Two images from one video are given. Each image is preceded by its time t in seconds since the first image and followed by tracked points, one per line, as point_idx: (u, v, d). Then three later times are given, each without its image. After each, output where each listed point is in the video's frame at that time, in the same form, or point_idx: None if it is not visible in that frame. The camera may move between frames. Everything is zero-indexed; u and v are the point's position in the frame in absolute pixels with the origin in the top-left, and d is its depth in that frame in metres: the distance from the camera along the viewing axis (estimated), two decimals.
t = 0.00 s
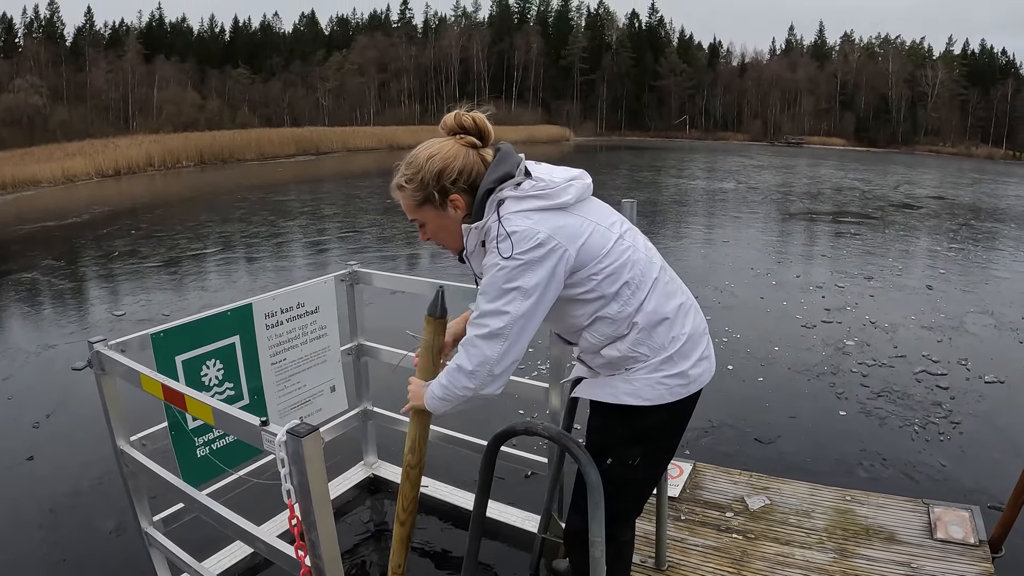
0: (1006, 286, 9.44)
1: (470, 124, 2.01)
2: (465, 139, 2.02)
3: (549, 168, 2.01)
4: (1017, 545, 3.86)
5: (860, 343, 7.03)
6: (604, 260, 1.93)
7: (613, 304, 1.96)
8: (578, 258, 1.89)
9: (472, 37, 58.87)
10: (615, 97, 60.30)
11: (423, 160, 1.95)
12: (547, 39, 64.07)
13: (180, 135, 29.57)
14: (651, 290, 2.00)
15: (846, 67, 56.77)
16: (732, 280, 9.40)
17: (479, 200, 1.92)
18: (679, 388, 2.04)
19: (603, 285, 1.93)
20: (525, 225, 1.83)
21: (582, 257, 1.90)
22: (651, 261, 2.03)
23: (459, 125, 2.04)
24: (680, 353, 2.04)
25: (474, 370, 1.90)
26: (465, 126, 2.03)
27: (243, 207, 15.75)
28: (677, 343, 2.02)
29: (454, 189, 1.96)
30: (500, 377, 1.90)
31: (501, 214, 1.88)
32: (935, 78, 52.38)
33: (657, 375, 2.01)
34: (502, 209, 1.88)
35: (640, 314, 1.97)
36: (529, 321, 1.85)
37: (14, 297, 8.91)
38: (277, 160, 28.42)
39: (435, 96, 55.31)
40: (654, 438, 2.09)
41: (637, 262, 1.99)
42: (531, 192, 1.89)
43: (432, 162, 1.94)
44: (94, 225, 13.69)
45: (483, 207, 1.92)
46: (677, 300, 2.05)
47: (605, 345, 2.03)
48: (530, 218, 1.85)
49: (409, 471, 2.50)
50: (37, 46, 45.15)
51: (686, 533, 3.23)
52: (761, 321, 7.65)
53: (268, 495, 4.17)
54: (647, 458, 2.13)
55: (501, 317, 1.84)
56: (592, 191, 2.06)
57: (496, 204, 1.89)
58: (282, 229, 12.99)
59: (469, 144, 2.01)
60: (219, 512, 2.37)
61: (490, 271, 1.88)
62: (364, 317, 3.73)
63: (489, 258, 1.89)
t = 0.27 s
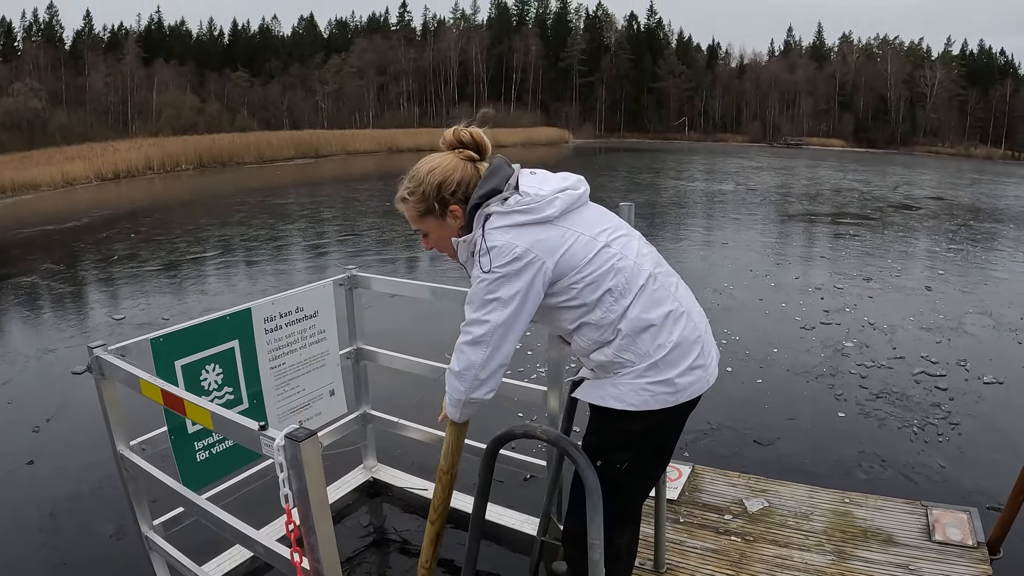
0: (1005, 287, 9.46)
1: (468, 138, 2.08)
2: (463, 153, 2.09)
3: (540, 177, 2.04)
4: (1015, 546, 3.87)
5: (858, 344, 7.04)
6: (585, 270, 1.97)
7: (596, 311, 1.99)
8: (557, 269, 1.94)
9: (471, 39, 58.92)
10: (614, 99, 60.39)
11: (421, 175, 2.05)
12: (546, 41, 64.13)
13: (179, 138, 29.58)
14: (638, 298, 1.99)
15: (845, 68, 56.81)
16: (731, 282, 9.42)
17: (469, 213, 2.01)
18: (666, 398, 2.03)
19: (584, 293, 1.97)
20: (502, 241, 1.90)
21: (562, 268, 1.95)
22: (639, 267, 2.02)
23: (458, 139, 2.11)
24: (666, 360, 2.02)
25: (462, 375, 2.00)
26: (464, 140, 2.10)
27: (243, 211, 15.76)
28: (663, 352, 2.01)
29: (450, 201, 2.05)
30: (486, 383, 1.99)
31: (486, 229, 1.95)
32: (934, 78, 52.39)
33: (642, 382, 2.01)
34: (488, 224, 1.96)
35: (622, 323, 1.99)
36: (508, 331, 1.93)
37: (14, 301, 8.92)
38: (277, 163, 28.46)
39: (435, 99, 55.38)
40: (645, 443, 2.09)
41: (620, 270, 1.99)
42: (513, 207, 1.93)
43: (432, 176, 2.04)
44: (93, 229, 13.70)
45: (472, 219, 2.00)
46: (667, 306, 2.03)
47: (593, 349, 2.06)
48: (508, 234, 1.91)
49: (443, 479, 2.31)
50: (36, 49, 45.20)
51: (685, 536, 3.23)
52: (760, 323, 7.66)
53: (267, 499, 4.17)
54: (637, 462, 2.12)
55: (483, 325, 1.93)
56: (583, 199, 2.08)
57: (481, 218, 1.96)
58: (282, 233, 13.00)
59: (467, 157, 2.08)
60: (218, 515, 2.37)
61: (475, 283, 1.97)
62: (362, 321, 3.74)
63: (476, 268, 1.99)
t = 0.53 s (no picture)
0: (1004, 287, 9.47)
1: (456, 164, 2.18)
2: (451, 179, 2.19)
3: (520, 196, 2.10)
4: (1014, 546, 3.88)
5: (858, 345, 7.04)
6: (568, 281, 2.00)
7: (584, 318, 2.02)
8: (538, 283, 1.99)
9: (469, 41, 58.98)
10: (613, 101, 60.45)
11: (410, 203, 2.16)
12: (545, 43, 64.19)
13: (178, 141, 29.56)
14: (625, 304, 2.01)
15: (844, 69, 56.89)
16: (730, 284, 9.42)
17: (455, 234, 2.08)
18: (661, 398, 2.03)
19: (567, 303, 2.01)
20: (482, 258, 1.97)
21: (544, 279, 1.99)
22: (624, 274, 2.03)
23: (448, 165, 2.21)
24: (658, 363, 2.02)
25: (452, 390, 2.06)
26: (453, 167, 2.21)
27: (242, 213, 15.77)
28: (652, 353, 2.02)
29: (440, 224, 2.14)
30: (476, 396, 2.04)
31: (470, 249, 2.02)
32: (933, 79, 52.43)
33: (632, 385, 2.02)
34: (471, 244, 2.03)
35: (609, 328, 2.01)
36: (491, 345, 1.99)
37: (14, 304, 8.92)
38: (276, 165, 28.47)
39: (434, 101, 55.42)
40: (642, 444, 2.09)
41: (604, 277, 2.02)
42: (494, 225, 1.98)
43: (422, 203, 2.14)
44: (93, 232, 13.70)
45: (458, 240, 2.08)
46: (655, 308, 2.03)
47: (587, 353, 2.09)
48: (490, 251, 1.97)
49: (425, 493, 2.33)
50: (35, 53, 45.22)
51: (683, 537, 3.24)
52: (759, 324, 7.67)
53: (266, 501, 4.17)
54: (632, 464, 2.12)
55: (469, 340, 1.99)
56: (565, 214, 2.12)
57: (465, 238, 2.03)
58: (281, 236, 13.00)
59: (456, 183, 2.18)
60: (218, 518, 2.38)
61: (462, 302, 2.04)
62: (361, 322, 3.75)
63: (463, 287, 2.06)
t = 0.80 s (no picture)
0: (1003, 288, 9.47)
1: (438, 187, 2.18)
2: (436, 202, 2.18)
3: (500, 214, 2.08)
4: (1013, 547, 3.88)
5: (857, 346, 7.05)
6: (550, 293, 2.01)
7: (570, 329, 2.03)
8: (521, 298, 1.99)
9: (469, 43, 59.07)
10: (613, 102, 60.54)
11: (395, 228, 2.15)
12: (544, 45, 64.28)
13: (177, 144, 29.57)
14: (611, 312, 2.02)
15: (843, 70, 56.99)
16: (729, 285, 9.42)
17: (438, 257, 2.07)
18: (653, 400, 2.03)
19: (551, 317, 2.02)
20: (463, 277, 1.97)
21: (527, 292, 2.00)
22: (607, 282, 2.03)
23: (433, 189, 2.21)
24: (648, 365, 2.02)
25: (435, 405, 2.07)
26: (436, 191, 2.20)
27: (241, 216, 15.77)
28: (640, 357, 2.02)
29: (426, 248, 2.13)
30: (459, 411, 2.06)
31: (452, 270, 2.02)
32: (932, 80, 52.51)
33: (622, 391, 2.03)
34: (453, 265, 2.02)
35: (596, 337, 2.02)
36: (473, 362, 1.99)
37: (14, 306, 8.93)
38: (275, 168, 28.48)
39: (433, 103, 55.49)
40: (636, 447, 2.08)
41: (588, 287, 2.02)
42: (475, 246, 1.97)
43: (407, 227, 2.13)
44: (92, 235, 13.71)
45: (442, 261, 2.06)
46: (642, 312, 2.03)
47: (578, 359, 2.10)
48: (471, 271, 1.97)
49: (389, 505, 2.39)
50: (35, 56, 45.29)
51: (681, 539, 3.24)
52: (758, 326, 7.66)
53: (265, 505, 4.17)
54: (624, 466, 2.11)
55: (452, 358, 2.00)
56: (547, 227, 2.11)
57: (448, 261, 2.02)
58: (280, 238, 13.01)
59: (440, 205, 2.16)
60: (215, 521, 2.38)
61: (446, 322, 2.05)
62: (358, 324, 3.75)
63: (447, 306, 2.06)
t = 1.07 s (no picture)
0: (1004, 288, 9.47)
1: (430, 225, 2.18)
2: (429, 238, 2.16)
3: (488, 244, 2.06)
4: (1016, 546, 3.87)
5: (858, 347, 7.04)
6: (542, 318, 2.02)
7: (566, 348, 2.05)
8: (515, 327, 2.00)
9: (468, 45, 59.09)
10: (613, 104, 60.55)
11: (389, 267, 2.15)
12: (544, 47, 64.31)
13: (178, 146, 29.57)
14: (606, 328, 2.04)
15: (842, 71, 57.00)
16: (729, 286, 9.42)
17: (432, 294, 2.06)
18: (655, 404, 2.04)
19: (545, 341, 2.03)
20: (456, 314, 1.98)
21: (520, 321, 2.00)
22: (600, 300, 2.04)
23: (424, 224, 2.21)
24: (648, 374, 2.04)
25: (433, 426, 2.10)
26: (427, 226, 2.20)
27: (241, 218, 15.77)
28: (638, 366, 2.04)
29: (421, 285, 2.12)
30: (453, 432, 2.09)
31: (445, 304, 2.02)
32: (932, 80, 52.52)
33: (620, 400, 2.05)
34: (447, 300, 2.01)
35: (591, 354, 2.04)
36: (467, 388, 2.03)
37: (14, 309, 8.92)
38: (275, 170, 28.49)
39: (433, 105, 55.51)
40: (637, 448, 2.09)
41: (579, 307, 2.04)
42: (466, 282, 1.96)
43: (401, 265, 2.12)
44: (92, 237, 13.70)
45: (436, 297, 2.06)
46: (636, 324, 2.04)
47: (579, 377, 2.11)
48: (463, 307, 1.98)
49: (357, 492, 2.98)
50: (35, 58, 45.31)
51: (683, 540, 3.23)
52: (758, 327, 7.67)
53: (266, 507, 4.17)
54: (624, 466, 2.12)
55: (450, 386, 2.03)
56: (536, 252, 2.12)
57: (441, 298, 2.02)
58: (281, 240, 13.01)
59: (433, 242, 2.16)
60: (215, 522, 2.38)
61: (441, 352, 2.07)
62: (359, 326, 3.75)
63: (443, 338, 2.08)
